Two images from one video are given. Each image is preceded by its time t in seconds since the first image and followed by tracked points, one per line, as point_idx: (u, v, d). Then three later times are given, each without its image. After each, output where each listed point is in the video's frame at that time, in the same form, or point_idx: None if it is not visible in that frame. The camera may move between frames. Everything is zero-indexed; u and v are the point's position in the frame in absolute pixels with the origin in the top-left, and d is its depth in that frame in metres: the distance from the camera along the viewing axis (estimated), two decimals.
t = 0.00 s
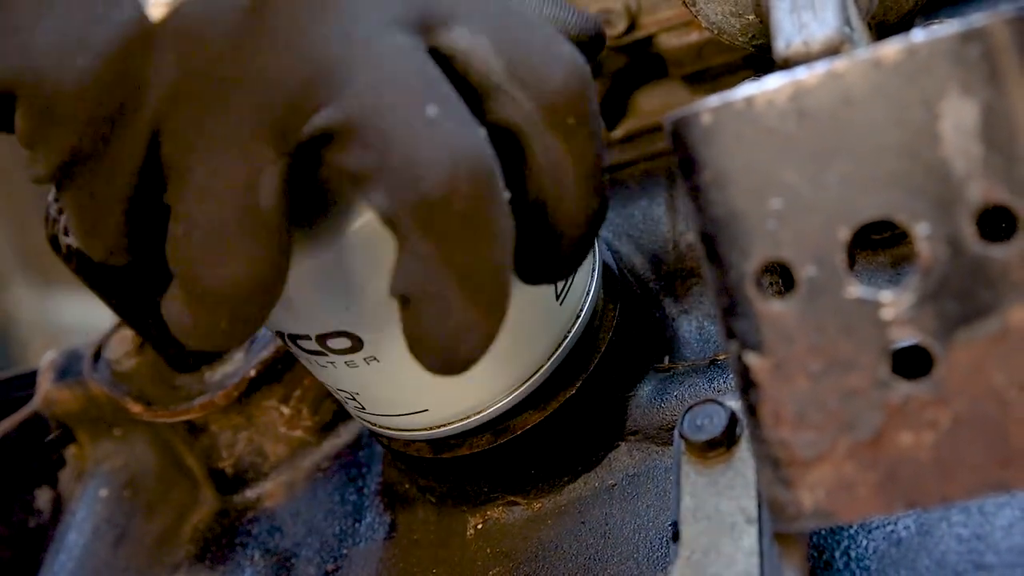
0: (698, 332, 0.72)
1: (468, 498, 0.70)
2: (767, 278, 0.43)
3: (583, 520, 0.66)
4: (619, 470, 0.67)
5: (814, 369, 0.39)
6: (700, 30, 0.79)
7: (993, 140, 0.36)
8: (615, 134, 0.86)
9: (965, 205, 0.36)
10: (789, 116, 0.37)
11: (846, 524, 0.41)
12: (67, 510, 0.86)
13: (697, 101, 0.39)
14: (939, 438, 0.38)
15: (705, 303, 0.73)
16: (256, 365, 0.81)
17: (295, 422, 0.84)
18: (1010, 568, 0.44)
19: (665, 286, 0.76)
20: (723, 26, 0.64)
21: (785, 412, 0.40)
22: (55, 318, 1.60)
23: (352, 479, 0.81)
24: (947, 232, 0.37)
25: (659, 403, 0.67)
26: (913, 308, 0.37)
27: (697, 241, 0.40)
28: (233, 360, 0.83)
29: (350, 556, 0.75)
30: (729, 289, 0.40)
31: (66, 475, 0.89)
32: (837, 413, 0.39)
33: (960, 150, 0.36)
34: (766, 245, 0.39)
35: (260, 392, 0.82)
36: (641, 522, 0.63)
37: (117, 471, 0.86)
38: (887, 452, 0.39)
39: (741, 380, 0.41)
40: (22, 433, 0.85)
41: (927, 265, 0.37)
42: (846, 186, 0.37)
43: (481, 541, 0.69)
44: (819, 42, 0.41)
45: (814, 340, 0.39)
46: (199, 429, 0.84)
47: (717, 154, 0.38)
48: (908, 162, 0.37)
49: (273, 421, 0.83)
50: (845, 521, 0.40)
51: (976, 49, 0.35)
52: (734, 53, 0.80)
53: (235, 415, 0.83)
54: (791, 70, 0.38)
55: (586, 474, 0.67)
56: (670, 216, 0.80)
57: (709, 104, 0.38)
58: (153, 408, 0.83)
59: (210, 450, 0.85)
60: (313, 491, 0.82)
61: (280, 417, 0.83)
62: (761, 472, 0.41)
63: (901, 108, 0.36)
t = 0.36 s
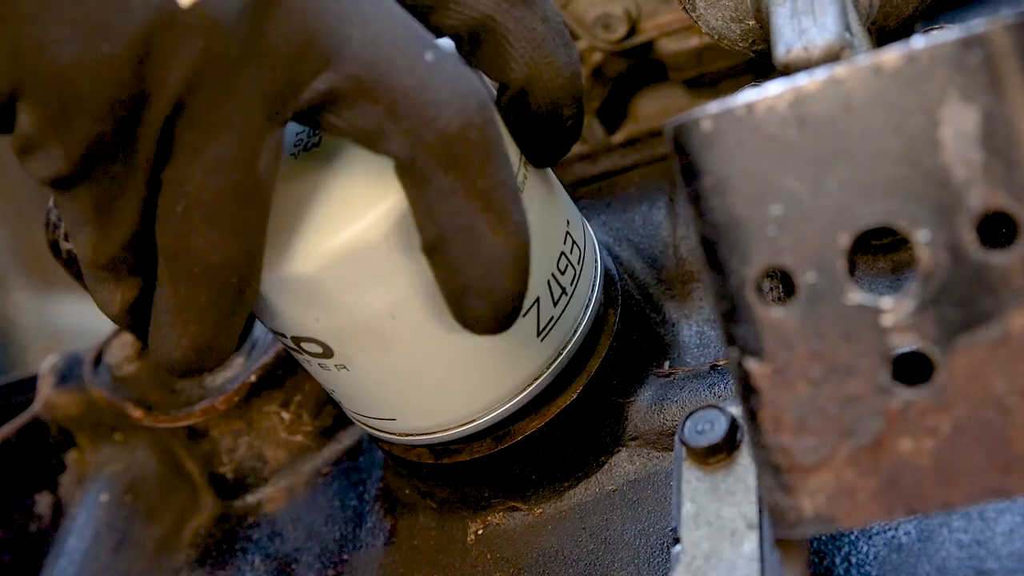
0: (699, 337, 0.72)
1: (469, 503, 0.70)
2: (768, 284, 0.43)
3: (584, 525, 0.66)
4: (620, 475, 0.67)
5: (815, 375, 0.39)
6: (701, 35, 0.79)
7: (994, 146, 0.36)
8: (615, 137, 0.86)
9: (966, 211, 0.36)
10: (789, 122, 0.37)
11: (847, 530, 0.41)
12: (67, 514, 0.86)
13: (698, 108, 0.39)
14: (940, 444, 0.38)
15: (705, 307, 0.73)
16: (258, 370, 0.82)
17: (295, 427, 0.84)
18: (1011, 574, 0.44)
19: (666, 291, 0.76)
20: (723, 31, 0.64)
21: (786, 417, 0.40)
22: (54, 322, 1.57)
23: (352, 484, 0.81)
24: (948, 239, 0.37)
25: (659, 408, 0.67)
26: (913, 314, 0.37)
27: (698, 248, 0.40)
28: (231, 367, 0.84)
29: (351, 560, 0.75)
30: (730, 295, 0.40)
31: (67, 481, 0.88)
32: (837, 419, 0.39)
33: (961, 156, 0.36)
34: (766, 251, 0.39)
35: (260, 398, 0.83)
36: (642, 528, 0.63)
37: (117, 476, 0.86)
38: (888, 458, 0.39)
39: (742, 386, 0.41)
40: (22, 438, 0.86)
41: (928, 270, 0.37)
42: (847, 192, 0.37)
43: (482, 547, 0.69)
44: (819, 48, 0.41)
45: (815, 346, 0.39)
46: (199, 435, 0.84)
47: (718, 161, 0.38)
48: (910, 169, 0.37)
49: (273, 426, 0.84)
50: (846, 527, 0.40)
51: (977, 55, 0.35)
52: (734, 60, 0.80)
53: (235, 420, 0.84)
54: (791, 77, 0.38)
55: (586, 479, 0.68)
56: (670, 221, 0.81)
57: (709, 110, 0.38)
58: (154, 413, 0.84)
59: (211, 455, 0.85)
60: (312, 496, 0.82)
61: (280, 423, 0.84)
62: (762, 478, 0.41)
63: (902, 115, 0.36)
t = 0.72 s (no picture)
0: (697, 348, 0.73)
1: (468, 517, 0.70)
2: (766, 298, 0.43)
3: (583, 538, 0.66)
4: (619, 488, 0.67)
5: (814, 390, 0.39)
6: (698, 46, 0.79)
7: (992, 160, 0.36)
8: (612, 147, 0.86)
9: (964, 226, 0.36)
10: (787, 137, 0.37)
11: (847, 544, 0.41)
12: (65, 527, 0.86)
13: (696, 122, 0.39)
14: (939, 458, 0.38)
15: (703, 319, 0.74)
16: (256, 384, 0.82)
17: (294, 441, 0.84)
18: None
19: (664, 304, 0.77)
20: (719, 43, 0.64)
21: (785, 432, 0.40)
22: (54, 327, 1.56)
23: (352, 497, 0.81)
24: (946, 253, 0.37)
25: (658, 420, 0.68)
26: (912, 328, 0.37)
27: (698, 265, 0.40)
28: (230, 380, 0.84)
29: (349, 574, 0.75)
30: (729, 311, 0.40)
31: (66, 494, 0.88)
32: (837, 433, 0.39)
33: (959, 171, 0.36)
34: (765, 266, 0.39)
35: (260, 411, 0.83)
36: (641, 541, 0.63)
37: (116, 489, 0.85)
38: (887, 473, 0.39)
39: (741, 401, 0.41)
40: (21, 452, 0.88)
41: (927, 285, 0.37)
42: (845, 207, 0.37)
43: (482, 560, 0.69)
44: (816, 61, 0.41)
45: (814, 361, 0.39)
46: (197, 448, 0.86)
47: (716, 176, 0.38)
48: (908, 184, 0.37)
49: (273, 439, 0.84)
50: (846, 541, 0.40)
51: (974, 70, 0.35)
52: (730, 70, 0.80)
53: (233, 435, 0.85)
54: (788, 92, 0.38)
55: (586, 492, 0.68)
56: (668, 233, 0.81)
57: (707, 125, 0.38)
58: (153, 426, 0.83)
59: (209, 467, 0.87)
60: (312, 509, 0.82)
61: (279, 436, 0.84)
62: (761, 492, 0.41)
63: (900, 130, 0.36)
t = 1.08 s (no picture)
0: (701, 361, 0.72)
1: (472, 531, 0.70)
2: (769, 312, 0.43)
3: (589, 553, 0.66)
4: (623, 501, 0.67)
5: (818, 404, 0.39)
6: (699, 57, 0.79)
7: (994, 171, 0.36)
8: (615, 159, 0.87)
9: (966, 239, 0.36)
10: (788, 152, 0.37)
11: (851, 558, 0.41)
12: (70, 542, 0.86)
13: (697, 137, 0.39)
14: (944, 472, 0.38)
15: (707, 331, 0.73)
16: (259, 400, 0.82)
17: (297, 455, 0.84)
18: None
19: (669, 315, 0.76)
20: (720, 56, 0.64)
21: (789, 446, 0.40)
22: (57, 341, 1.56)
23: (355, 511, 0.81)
24: (948, 266, 0.36)
25: (662, 433, 0.67)
26: (915, 341, 0.37)
27: (699, 278, 0.40)
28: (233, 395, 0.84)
29: None
30: (732, 325, 0.40)
31: (71, 510, 0.88)
32: (840, 447, 0.39)
33: (961, 184, 0.36)
34: (767, 281, 0.38)
35: (263, 425, 0.83)
36: (646, 555, 0.63)
37: (119, 505, 0.86)
38: (892, 486, 0.39)
39: (745, 416, 0.41)
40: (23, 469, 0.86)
41: (930, 298, 0.37)
42: (847, 221, 0.37)
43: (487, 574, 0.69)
44: (817, 74, 0.41)
45: (817, 375, 0.39)
46: (202, 463, 0.84)
47: (718, 192, 0.38)
48: (910, 197, 0.37)
49: (277, 453, 0.84)
50: (851, 555, 0.40)
51: (975, 83, 0.35)
52: (731, 81, 0.80)
53: (237, 448, 0.83)
54: (789, 105, 0.38)
55: (590, 506, 0.68)
56: (671, 244, 0.81)
57: (708, 140, 0.38)
58: (156, 442, 0.83)
59: (213, 483, 0.85)
60: (317, 523, 0.83)
61: (282, 450, 0.84)
62: (766, 506, 0.41)
63: (901, 143, 0.36)
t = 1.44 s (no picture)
0: (701, 366, 0.73)
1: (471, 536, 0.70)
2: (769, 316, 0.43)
3: (589, 558, 0.67)
4: (622, 506, 0.67)
5: (818, 409, 0.39)
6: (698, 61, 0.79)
7: (993, 176, 0.36)
8: (614, 164, 0.86)
9: (966, 243, 0.36)
10: (787, 156, 0.37)
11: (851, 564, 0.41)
12: (70, 547, 0.86)
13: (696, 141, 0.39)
14: (944, 477, 0.38)
15: (706, 336, 0.74)
16: (259, 404, 0.82)
17: (298, 459, 0.84)
18: None
19: (668, 320, 0.77)
20: (719, 60, 0.64)
21: (789, 451, 0.40)
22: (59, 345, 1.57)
23: (354, 517, 0.81)
24: (948, 271, 0.36)
25: (662, 438, 0.68)
26: (915, 346, 0.37)
27: (699, 282, 0.40)
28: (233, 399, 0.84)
29: None
30: (732, 330, 0.40)
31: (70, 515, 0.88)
32: (840, 452, 0.39)
33: (960, 188, 0.36)
34: (767, 285, 0.38)
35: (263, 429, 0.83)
36: (646, 561, 0.64)
37: (119, 510, 0.87)
38: (892, 491, 0.39)
39: (745, 421, 0.41)
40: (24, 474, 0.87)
41: (929, 303, 0.37)
42: (846, 226, 0.37)
43: None
44: (817, 78, 0.41)
45: (817, 380, 0.39)
46: (202, 468, 0.84)
47: (718, 196, 0.38)
48: (909, 202, 0.37)
49: (276, 458, 0.84)
50: (851, 561, 0.40)
51: (975, 87, 0.35)
52: (731, 84, 0.80)
53: (238, 454, 0.83)
54: (788, 110, 0.38)
55: (590, 511, 0.68)
56: (671, 247, 0.81)
57: (707, 144, 0.38)
58: (156, 447, 0.84)
59: (213, 488, 0.84)
60: (316, 531, 0.82)
61: (282, 455, 0.84)
62: (765, 512, 0.41)
63: (900, 147, 0.36)
